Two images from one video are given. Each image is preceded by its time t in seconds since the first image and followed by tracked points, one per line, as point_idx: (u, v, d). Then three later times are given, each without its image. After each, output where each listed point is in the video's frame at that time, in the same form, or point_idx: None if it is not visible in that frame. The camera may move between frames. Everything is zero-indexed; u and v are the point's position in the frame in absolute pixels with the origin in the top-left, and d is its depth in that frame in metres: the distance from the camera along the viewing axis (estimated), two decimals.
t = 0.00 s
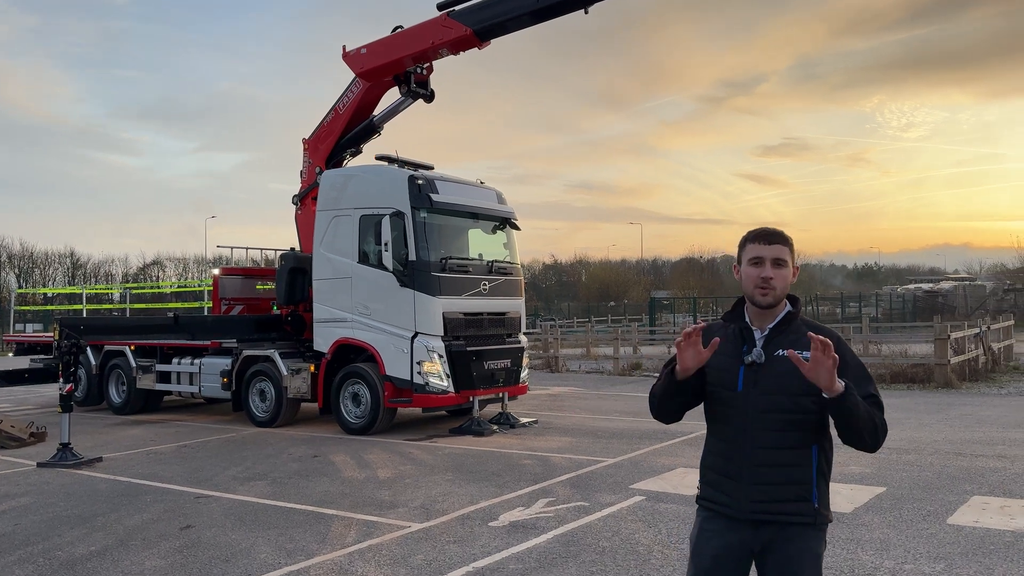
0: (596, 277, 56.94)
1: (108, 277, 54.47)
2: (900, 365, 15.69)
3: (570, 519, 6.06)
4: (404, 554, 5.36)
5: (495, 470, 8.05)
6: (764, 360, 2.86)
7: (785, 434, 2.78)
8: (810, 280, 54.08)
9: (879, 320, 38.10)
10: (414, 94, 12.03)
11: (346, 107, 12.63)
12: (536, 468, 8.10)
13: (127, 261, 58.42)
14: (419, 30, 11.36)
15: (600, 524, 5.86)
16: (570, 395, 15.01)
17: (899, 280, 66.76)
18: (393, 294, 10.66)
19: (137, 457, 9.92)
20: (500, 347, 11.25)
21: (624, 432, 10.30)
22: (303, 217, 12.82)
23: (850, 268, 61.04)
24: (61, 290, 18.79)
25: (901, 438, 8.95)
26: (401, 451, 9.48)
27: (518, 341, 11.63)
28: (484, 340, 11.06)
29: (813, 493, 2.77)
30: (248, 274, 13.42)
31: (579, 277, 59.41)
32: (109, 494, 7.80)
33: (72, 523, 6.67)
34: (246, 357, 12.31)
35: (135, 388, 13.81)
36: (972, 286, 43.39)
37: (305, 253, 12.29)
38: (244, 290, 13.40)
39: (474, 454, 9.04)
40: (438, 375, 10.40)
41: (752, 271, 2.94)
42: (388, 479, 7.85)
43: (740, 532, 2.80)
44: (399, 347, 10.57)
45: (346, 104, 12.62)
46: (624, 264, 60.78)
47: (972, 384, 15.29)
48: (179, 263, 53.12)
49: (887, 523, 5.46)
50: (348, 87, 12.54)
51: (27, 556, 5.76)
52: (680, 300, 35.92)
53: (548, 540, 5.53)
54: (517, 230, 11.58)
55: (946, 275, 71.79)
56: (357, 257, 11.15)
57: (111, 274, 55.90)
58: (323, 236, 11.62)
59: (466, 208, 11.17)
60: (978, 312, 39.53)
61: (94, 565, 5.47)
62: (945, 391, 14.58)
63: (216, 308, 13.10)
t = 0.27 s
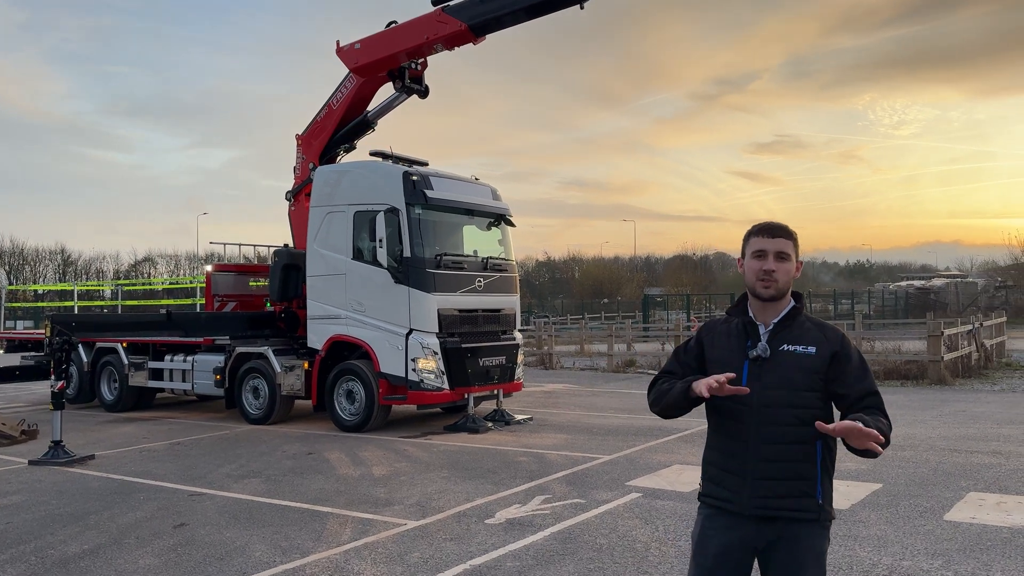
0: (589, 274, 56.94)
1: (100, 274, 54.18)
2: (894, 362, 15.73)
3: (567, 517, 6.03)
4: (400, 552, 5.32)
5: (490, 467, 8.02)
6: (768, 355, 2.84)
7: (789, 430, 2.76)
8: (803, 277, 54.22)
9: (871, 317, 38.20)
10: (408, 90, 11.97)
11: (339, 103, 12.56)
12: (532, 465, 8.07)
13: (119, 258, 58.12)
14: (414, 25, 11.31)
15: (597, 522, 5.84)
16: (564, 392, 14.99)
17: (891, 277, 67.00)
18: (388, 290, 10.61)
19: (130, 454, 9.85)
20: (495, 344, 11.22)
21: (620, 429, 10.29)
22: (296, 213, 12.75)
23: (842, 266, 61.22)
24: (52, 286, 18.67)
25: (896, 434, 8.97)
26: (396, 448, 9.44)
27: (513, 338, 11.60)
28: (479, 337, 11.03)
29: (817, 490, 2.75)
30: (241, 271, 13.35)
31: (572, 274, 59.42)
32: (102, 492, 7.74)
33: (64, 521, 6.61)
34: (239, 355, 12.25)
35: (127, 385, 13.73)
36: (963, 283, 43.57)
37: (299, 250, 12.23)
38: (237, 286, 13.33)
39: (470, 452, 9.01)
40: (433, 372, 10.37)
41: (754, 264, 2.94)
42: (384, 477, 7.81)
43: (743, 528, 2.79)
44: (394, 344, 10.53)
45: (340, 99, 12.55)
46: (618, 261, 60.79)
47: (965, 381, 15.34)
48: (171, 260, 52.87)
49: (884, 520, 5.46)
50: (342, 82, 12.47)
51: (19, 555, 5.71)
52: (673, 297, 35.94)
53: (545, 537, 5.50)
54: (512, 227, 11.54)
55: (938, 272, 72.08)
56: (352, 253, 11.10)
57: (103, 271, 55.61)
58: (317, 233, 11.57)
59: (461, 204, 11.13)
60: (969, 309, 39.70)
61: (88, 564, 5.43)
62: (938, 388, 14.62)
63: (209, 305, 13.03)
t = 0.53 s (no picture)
0: (585, 271, 56.95)
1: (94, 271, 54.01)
2: (889, 359, 15.77)
3: (562, 513, 6.03)
4: (395, 549, 5.32)
5: (486, 464, 8.02)
6: (766, 351, 2.83)
7: (786, 427, 2.76)
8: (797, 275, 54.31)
9: (866, 314, 38.30)
10: (404, 87, 11.94)
11: (335, 99, 12.53)
12: (527, 462, 8.07)
13: (114, 255, 57.95)
14: (409, 22, 11.28)
15: (592, 518, 5.84)
16: (560, 389, 14.99)
17: (886, 274, 67.15)
18: (383, 287, 10.59)
19: (124, 452, 9.82)
20: (491, 341, 11.21)
21: (615, 426, 10.29)
22: (291, 210, 12.72)
23: (837, 263, 61.34)
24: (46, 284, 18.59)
25: (890, 431, 8.99)
26: (392, 445, 9.43)
27: (509, 335, 11.59)
28: (475, 334, 11.02)
29: (814, 486, 2.76)
30: (236, 268, 13.31)
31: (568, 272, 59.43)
32: (97, 490, 7.72)
33: (58, 519, 6.59)
34: (234, 352, 12.22)
35: (121, 383, 13.68)
36: (958, 280, 43.69)
37: (294, 247, 12.20)
38: (232, 283, 13.29)
39: (465, 449, 9.00)
40: (428, 369, 10.36)
41: (756, 259, 2.91)
42: (379, 474, 7.80)
43: (741, 525, 2.78)
44: (390, 341, 10.51)
45: (335, 96, 12.52)
46: (614, 259, 60.81)
47: (960, 378, 15.39)
48: (166, 258, 52.74)
49: (879, 516, 5.47)
50: (337, 79, 12.43)
51: (13, 552, 5.68)
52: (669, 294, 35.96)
53: (540, 534, 5.50)
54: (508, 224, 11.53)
55: (932, 270, 72.28)
56: (347, 250, 11.07)
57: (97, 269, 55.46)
58: (312, 229, 11.54)
59: (456, 201, 11.11)
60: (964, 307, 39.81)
61: (82, 561, 5.41)
62: (932, 384, 14.66)
63: (204, 302, 12.99)
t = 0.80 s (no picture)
0: (583, 269, 56.93)
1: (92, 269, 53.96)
2: (886, 357, 15.78)
3: (558, 511, 6.03)
4: (390, 547, 5.32)
5: (482, 462, 8.02)
6: (758, 350, 2.83)
7: (779, 425, 2.76)
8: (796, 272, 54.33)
9: (865, 312, 38.32)
10: (401, 84, 11.92)
11: (332, 97, 12.51)
12: (524, 460, 8.08)
13: (112, 253, 57.89)
14: (406, 19, 11.26)
15: (588, 516, 5.84)
16: (557, 387, 14.99)
17: (884, 272, 67.17)
18: (380, 285, 10.58)
19: (121, 450, 9.82)
20: (488, 339, 11.20)
21: (612, 424, 10.29)
22: (288, 208, 12.70)
23: (835, 261, 61.36)
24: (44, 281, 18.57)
25: (887, 429, 9.00)
26: (388, 444, 9.43)
27: (506, 333, 11.59)
28: (472, 332, 11.01)
29: (806, 484, 2.76)
30: (233, 266, 13.31)
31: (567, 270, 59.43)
32: (93, 488, 7.71)
33: (54, 517, 6.58)
34: (231, 350, 12.22)
35: (119, 381, 13.67)
36: (956, 278, 43.72)
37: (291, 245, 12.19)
38: (229, 281, 13.28)
39: (462, 447, 9.00)
40: (425, 367, 10.36)
41: (748, 258, 2.90)
42: (375, 472, 7.80)
43: (733, 524, 2.79)
44: (386, 339, 10.51)
45: (332, 94, 12.50)
46: (612, 256, 60.82)
47: (957, 375, 15.40)
48: (164, 256, 52.69)
49: (874, 514, 5.47)
50: (334, 77, 12.42)
51: (8, 550, 5.68)
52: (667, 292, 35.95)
53: (535, 532, 5.50)
54: (505, 222, 11.52)
55: (930, 267, 72.33)
56: (344, 248, 11.06)
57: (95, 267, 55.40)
58: (309, 227, 11.53)
59: (453, 199, 11.10)
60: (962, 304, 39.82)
61: (77, 559, 5.41)
62: (930, 382, 14.67)
63: (201, 300, 12.99)
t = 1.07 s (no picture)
0: (585, 268, 56.91)
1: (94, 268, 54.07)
2: (886, 355, 15.76)
3: (553, 510, 6.04)
4: (385, 546, 5.33)
5: (479, 461, 8.04)
6: (748, 351, 2.83)
7: (768, 427, 2.77)
8: (797, 271, 54.29)
9: (866, 310, 38.27)
10: (399, 83, 11.92)
11: (331, 96, 12.53)
12: (521, 458, 8.09)
13: (114, 252, 57.98)
14: (404, 18, 11.27)
15: (583, 515, 5.85)
16: (557, 386, 15.00)
17: (886, 270, 67.09)
18: (379, 284, 10.59)
19: (120, 449, 9.84)
20: (486, 337, 11.22)
21: (610, 422, 10.30)
22: (287, 207, 12.72)
23: (837, 259, 61.29)
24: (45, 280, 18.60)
25: (884, 427, 9.00)
26: (386, 442, 9.45)
27: (504, 332, 11.60)
28: (470, 331, 11.03)
29: (795, 484, 2.78)
30: (233, 265, 13.33)
31: (568, 268, 59.44)
32: (91, 486, 7.74)
33: (52, 515, 6.60)
34: (231, 349, 12.24)
35: (119, 380, 13.70)
36: (957, 276, 43.65)
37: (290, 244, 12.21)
38: (229, 280, 13.31)
39: (459, 445, 9.02)
40: (423, 366, 10.38)
41: (734, 258, 2.91)
42: (372, 471, 7.82)
43: (723, 524, 2.79)
44: (385, 338, 10.52)
45: (331, 93, 12.51)
46: (614, 255, 60.81)
47: (956, 373, 15.39)
48: (166, 254, 52.73)
49: (868, 512, 5.48)
50: (333, 76, 12.43)
51: (5, 549, 5.71)
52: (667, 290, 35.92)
53: (530, 531, 5.52)
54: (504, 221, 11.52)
55: (932, 265, 72.21)
56: (343, 247, 11.08)
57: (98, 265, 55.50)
58: (308, 226, 11.54)
59: (452, 198, 11.11)
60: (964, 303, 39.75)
61: (73, 558, 5.43)
62: (929, 380, 14.67)
63: (201, 299, 13.01)
